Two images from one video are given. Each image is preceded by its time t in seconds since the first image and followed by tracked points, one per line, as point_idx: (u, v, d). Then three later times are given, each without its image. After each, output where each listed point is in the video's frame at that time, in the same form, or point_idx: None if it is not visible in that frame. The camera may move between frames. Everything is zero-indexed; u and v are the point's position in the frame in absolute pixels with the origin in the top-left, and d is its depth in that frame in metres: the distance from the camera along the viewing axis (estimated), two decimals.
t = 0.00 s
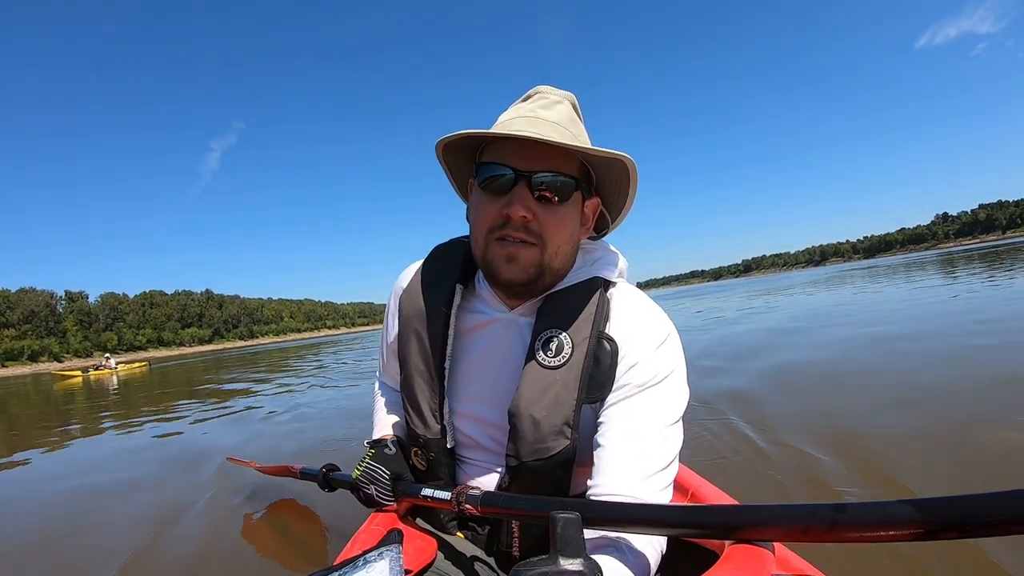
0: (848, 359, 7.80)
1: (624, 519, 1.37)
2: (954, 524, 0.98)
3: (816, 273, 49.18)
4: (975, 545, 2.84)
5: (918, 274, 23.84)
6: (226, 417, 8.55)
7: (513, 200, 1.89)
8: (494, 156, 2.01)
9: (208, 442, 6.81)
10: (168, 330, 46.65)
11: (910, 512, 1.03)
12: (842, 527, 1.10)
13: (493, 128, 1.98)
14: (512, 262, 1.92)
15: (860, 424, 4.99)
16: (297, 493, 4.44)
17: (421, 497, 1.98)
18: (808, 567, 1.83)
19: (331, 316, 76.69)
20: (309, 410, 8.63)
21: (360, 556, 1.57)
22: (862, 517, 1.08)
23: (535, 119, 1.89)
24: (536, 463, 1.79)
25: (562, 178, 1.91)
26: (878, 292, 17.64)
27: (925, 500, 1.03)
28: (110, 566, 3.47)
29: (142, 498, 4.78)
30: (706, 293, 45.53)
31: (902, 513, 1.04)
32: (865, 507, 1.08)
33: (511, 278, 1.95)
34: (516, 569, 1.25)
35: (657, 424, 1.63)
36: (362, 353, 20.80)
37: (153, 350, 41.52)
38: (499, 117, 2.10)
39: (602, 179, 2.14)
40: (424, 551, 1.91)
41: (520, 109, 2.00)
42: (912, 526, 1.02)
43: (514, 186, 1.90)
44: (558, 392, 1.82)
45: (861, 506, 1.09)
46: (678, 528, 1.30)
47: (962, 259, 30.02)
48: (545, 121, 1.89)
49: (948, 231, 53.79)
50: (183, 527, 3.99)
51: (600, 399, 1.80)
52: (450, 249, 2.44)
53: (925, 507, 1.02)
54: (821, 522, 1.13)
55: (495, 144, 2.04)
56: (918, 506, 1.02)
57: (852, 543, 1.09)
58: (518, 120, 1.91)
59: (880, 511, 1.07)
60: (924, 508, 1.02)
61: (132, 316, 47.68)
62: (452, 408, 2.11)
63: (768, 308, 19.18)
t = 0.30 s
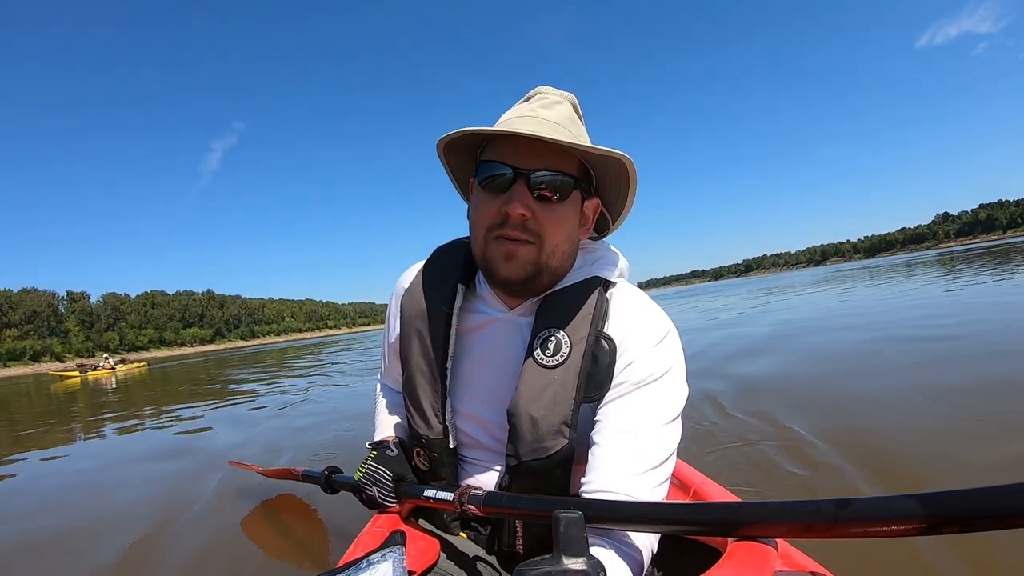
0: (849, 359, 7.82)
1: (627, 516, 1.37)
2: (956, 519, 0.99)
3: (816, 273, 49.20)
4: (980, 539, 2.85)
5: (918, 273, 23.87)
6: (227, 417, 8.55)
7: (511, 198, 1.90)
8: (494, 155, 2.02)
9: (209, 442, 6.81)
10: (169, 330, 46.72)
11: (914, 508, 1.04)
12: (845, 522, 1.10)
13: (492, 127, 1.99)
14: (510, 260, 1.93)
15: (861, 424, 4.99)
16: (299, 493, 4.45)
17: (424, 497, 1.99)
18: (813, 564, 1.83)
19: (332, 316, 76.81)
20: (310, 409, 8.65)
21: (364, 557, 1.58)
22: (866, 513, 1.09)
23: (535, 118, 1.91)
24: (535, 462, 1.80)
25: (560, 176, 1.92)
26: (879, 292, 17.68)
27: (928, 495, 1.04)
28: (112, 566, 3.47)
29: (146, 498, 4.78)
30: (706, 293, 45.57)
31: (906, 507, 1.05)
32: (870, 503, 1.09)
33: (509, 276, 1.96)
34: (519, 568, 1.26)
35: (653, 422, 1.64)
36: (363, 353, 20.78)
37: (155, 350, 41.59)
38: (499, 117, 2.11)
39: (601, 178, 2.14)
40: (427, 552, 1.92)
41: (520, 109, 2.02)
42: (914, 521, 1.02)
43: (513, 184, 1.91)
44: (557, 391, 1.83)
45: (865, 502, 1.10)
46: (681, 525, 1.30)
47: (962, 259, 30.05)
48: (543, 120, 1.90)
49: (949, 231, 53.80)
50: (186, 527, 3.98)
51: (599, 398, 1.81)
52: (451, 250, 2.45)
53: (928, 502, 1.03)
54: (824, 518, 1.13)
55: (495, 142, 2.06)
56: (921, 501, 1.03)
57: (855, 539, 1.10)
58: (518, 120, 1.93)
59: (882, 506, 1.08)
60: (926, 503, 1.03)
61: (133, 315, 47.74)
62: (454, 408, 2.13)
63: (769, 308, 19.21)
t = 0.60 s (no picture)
0: (851, 359, 7.81)
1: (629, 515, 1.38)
2: (956, 517, 1.00)
3: (818, 274, 49.11)
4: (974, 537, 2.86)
5: (921, 274, 23.81)
6: (228, 416, 8.57)
7: (510, 201, 1.91)
8: (490, 157, 2.03)
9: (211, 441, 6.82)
10: (171, 329, 46.79)
11: (915, 506, 1.04)
12: (846, 521, 1.11)
13: (490, 129, 2.00)
14: (509, 263, 1.94)
15: (861, 424, 4.99)
16: (301, 492, 4.46)
17: (425, 498, 2.00)
18: (813, 562, 1.84)
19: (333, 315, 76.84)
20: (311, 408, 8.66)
21: (365, 557, 1.59)
22: (868, 511, 1.09)
23: (530, 119, 1.92)
24: (538, 464, 1.81)
25: (558, 178, 1.93)
26: (882, 293, 17.64)
27: (930, 494, 1.04)
28: (114, 565, 3.48)
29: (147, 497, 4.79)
30: (708, 293, 45.51)
31: (908, 506, 1.05)
32: (872, 501, 1.10)
33: (509, 278, 1.97)
34: (521, 568, 1.26)
35: (655, 422, 1.64)
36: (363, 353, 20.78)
37: (157, 348, 41.64)
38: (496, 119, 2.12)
39: (600, 178, 2.15)
40: (428, 552, 1.93)
41: (516, 110, 2.03)
42: (916, 518, 1.03)
43: (511, 187, 1.92)
44: (558, 392, 1.83)
45: (868, 501, 1.11)
46: (683, 525, 1.31)
47: (965, 261, 29.94)
48: (539, 120, 1.91)
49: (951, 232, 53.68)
50: (187, 526, 3.98)
51: (601, 399, 1.81)
52: (449, 252, 2.46)
53: (930, 500, 1.03)
54: (825, 516, 1.14)
55: (492, 145, 2.06)
56: (922, 499, 1.03)
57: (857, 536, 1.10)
58: (514, 121, 1.94)
59: (884, 504, 1.08)
60: (928, 501, 1.03)
61: (135, 314, 47.82)
62: (454, 409, 2.14)
63: (772, 308, 19.17)
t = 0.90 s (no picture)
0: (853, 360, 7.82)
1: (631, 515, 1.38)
2: (958, 514, 1.00)
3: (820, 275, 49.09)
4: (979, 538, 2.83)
5: (923, 276, 23.79)
6: (230, 414, 8.59)
7: (508, 205, 1.92)
8: (489, 159, 2.03)
9: (213, 439, 6.84)
10: (173, 328, 46.85)
11: (916, 504, 1.05)
12: (847, 519, 1.12)
13: (488, 131, 2.01)
14: (508, 266, 1.95)
15: (862, 426, 4.98)
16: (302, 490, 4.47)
17: (426, 498, 2.01)
18: (814, 560, 1.84)
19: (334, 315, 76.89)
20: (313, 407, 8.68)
21: (366, 558, 1.60)
22: (869, 509, 1.10)
23: (527, 120, 1.92)
24: (537, 465, 1.82)
25: (557, 181, 1.93)
26: (884, 294, 17.65)
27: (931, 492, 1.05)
28: (115, 563, 3.48)
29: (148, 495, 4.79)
30: (709, 294, 45.51)
31: (908, 503, 1.06)
32: (873, 500, 1.10)
33: (508, 281, 1.98)
34: (522, 568, 1.27)
35: (652, 425, 1.65)
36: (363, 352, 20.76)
37: (159, 346, 41.69)
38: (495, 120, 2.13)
39: (599, 179, 2.15)
40: (429, 552, 1.94)
41: (515, 111, 2.03)
42: (917, 517, 1.03)
43: (510, 190, 1.92)
44: (558, 394, 1.84)
45: (869, 499, 1.11)
46: (684, 524, 1.31)
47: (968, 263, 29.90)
48: (536, 121, 1.92)
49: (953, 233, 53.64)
50: (189, 525, 3.99)
51: (600, 400, 1.81)
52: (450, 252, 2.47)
53: (931, 498, 1.04)
54: (826, 515, 1.15)
55: (490, 147, 2.07)
56: (923, 497, 1.04)
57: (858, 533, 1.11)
58: (512, 123, 1.95)
59: (886, 503, 1.09)
60: (929, 499, 1.03)
61: (137, 312, 47.90)
62: (455, 410, 2.14)
63: (773, 309, 19.17)
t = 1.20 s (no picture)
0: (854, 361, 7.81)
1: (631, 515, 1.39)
2: (959, 517, 1.00)
3: (821, 276, 49.01)
4: (983, 540, 2.82)
5: (925, 277, 23.75)
6: (231, 412, 8.60)
7: (511, 190, 1.93)
8: (490, 150, 2.05)
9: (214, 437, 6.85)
10: (175, 326, 46.92)
11: (916, 506, 1.05)
12: (847, 522, 1.12)
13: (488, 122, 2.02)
14: (511, 251, 1.95)
15: (862, 426, 4.98)
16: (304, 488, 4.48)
17: (425, 498, 2.01)
18: (811, 561, 1.85)
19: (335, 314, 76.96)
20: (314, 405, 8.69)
21: (365, 557, 1.60)
22: (870, 511, 1.10)
23: (529, 113, 1.93)
24: (539, 452, 1.82)
25: (557, 169, 1.95)
26: (887, 295, 17.62)
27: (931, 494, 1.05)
28: (116, 560, 3.49)
29: (150, 492, 4.80)
30: (710, 294, 45.46)
31: (908, 505, 1.06)
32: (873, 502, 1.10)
33: (511, 266, 1.98)
34: (520, 568, 1.28)
35: (652, 411, 1.65)
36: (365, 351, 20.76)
37: (160, 344, 41.72)
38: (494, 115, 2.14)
39: (596, 170, 2.16)
40: (428, 551, 1.95)
41: (515, 106, 2.04)
42: (918, 519, 1.03)
43: (512, 177, 1.94)
44: (558, 380, 1.84)
45: (869, 501, 1.11)
46: (684, 524, 1.32)
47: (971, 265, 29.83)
48: (537, 114, 1.92)
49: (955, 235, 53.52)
50: (190, 523, 3.99)
51: (600, 386, 1.82)
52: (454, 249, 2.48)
53: (932, 501, 1.04)
54: (826, 516, 1.15)
55: (492, 138, 2.08)
56: (924, 499, 1.04)
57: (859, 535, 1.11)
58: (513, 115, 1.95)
59: (886, 505, 1.09)
60: (930, 502, 1.04)
61: (139, 310, 47.95)
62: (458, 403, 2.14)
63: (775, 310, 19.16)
